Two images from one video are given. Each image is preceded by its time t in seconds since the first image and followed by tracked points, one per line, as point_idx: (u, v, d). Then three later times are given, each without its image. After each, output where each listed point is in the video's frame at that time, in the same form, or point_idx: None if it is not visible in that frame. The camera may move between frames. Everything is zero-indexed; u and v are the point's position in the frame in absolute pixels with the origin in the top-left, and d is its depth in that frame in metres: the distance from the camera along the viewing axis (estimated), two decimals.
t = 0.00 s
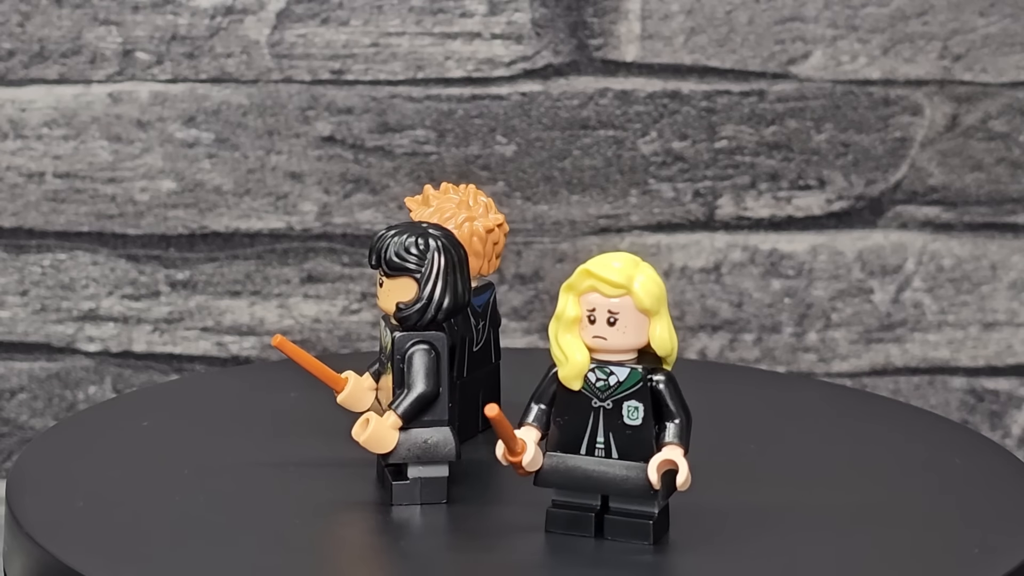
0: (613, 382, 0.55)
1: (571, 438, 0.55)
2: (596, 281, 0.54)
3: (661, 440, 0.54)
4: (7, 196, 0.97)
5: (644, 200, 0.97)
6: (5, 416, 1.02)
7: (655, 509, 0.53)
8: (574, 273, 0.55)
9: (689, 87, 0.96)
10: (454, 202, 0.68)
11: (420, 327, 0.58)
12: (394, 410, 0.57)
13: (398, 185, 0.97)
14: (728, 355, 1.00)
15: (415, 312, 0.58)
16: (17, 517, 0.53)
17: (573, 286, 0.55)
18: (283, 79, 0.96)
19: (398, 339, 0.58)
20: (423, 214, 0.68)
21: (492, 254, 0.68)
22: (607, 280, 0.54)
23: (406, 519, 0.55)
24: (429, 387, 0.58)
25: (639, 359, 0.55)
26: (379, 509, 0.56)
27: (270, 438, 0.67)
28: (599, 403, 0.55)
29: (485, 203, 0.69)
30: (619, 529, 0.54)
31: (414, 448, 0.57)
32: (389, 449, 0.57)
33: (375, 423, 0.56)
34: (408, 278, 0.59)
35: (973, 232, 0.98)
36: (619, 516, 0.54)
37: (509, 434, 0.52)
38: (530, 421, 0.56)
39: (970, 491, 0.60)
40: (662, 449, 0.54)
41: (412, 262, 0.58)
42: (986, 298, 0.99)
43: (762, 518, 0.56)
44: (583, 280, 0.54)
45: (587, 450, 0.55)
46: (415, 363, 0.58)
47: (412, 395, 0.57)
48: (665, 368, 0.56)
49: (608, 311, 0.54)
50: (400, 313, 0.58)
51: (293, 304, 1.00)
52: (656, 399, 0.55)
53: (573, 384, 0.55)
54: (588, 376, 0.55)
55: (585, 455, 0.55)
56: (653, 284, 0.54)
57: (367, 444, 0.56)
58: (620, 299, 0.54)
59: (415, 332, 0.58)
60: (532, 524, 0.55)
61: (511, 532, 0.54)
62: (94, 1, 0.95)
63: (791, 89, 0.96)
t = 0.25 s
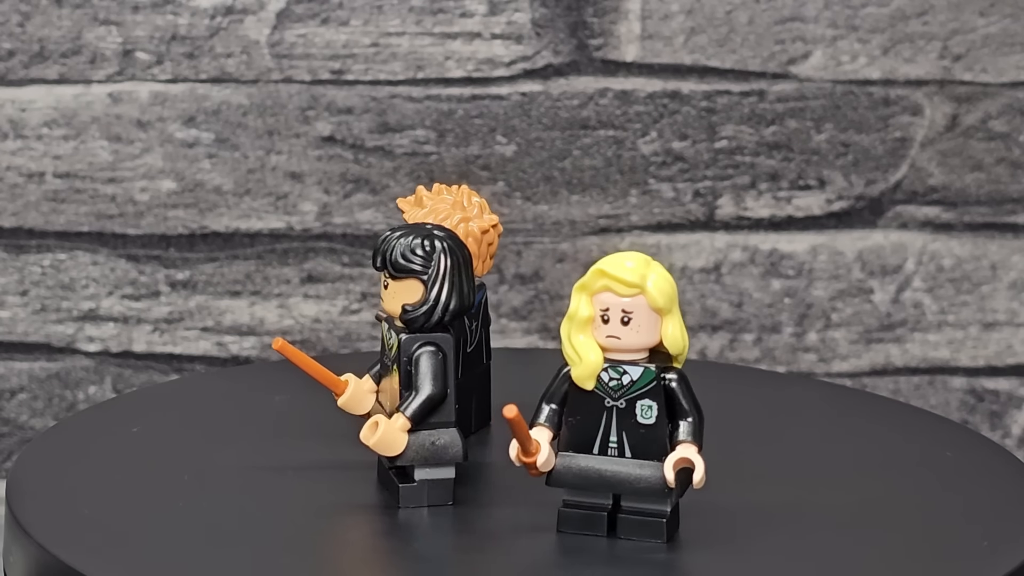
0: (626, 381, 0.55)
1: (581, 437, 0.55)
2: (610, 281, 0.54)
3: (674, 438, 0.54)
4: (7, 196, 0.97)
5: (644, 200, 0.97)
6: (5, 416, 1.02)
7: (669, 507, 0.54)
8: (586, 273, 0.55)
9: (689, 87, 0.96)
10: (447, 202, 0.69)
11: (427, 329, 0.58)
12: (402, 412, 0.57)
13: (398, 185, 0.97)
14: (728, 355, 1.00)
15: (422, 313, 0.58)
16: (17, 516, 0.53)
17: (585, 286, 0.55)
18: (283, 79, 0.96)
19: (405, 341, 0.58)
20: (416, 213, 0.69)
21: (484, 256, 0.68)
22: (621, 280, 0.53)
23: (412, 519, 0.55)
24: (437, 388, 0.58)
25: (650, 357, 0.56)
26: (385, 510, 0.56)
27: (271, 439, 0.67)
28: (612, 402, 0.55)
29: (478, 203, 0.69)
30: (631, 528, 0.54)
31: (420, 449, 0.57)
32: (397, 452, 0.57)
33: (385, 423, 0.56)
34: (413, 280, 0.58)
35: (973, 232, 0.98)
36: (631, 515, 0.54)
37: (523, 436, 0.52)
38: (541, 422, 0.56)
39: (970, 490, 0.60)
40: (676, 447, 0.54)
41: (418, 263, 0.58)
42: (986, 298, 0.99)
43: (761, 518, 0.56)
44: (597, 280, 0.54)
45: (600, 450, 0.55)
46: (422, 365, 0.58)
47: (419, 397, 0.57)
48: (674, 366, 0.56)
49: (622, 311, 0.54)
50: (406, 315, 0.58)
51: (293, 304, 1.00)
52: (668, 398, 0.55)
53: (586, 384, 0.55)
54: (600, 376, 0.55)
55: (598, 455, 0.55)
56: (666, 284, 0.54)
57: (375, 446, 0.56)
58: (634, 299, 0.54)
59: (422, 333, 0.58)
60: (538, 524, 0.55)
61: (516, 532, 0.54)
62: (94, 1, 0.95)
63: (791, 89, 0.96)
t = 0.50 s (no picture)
0: (637, 380, 0.55)
1: (591, 437, 0.55)
2: (621, 280, 0.54)
3: (685, 436, 0.55)
4: (7, 196, 0.97)
5: (644, 200, 0.97)
6: (5, 416, 1.02)
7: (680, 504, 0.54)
8: (597, 273, 0.55)
9: (689, 87, 0.96)
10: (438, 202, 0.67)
11: (432, 330, 0.58)
12: (411, 414, 0.56)
13: (398, 185, 0.97)
14: (728, 355, 1.00)
15: (427, 314, 0.58)
16: (17, 515, 0.53)
17: (596, 286, 0.55)
18: (283, 79, 0.96)
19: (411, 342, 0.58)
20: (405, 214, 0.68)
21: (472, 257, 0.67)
22: (632, 279, 0.54)
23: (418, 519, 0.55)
24: (443, 389, 0.57)
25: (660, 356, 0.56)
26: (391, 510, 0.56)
27: (272, 439, 0.67)
28: (623, 401, 0.55)
29: (472, 204, 0.68)
30: (641, 526, 0.54)
31: (427, 450, 0.57)
32: (408, 454, 0.56)
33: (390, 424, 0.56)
34: (419, 281, 0.58)
35: (973, 232, 0.98)
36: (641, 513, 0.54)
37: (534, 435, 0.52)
38: (552, 422, 0.55)
39: (971, 491, 0.60)
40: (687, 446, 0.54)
41: (423, 265, 0.58)
42: (986, 298, 0.99)
43: (758, 519, 0.56)
44: (608, 280, 0.55)
45: (611, 448, 0.55)
46: (428, 367, 0.57)
47: (426, 398, 0.57)
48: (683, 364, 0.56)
49: (633, 310, 0.54)
50: (411, 316, 0.58)
51: (292, 304, 1.00)
52: (679, 396, 0.55)
53: (598, 384, 0.55)
54: (611, 375, 0.55)
55: (608, 453, 0.55)
56: (677, 283, 0.55)
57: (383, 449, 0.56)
58: (644, 297, 0.54)
59: (426, 335, 0.58)
60: (544, 524, 0.55)
61: (521, 532, 0.54)
62: (94, 1, 0.95)
63: (790, 89, 0.96)
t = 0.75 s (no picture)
0: (650, 379, 0.56)
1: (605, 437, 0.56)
2: (634, 279, 0.55)
3: (698, 433, 0.55)
4: (7, 196, 0.97)
5: (644, 200, 0.97)
6: (5, 416, 1.02)
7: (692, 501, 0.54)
8: (608, 272, 0.56)
9: (689, 87, 0.96)
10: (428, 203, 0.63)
11: (440, 332, 0.58)
12: (420, 418, 0.56)
13: (398, 185, 0.97)
14: (728, 354, 1.00)
15: (435, 316, 0.58)
16: (18, 515, 0.53)
17: (609, 286, 0.55)
18: (283, 79, 0.96)
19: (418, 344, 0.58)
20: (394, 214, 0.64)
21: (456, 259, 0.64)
22: (646, 278, 0.54)
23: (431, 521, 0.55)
24: (451, 391, 0.57)
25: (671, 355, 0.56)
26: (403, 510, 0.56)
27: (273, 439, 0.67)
28: (636, 400, 0.55)
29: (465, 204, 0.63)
30: (656, 523, 0.54)
31: (438, 452, 0.57)
32: (420, 456, 0.56)
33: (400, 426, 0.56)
34: (427, 282, 0.58)
35: (973, 232, 0.98)
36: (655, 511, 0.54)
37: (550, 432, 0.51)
38: (564, 421, 0.55)
39: (973, 491, 0.60)
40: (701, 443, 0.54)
41: (431, 266, 0.57)
42: (985, 298, 0.99)
43: (760, 518, 0.56)
44: (621, 279, 0.55)
45: (624, 447, 0.56)
46: (437, 369, 0.58)
47: (435, 400, 0.57)
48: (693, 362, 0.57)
49: (646, 308, 0.55)
50: (419, 318, 0.58)
51: (293, 304, 1.00)
52: (692, 394, 0.55)
53: (612, 384, 0.55)
54: (625, 374, 0.55)
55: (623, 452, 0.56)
56: (689, 281, 0.55)
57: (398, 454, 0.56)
58: (657, 296, 0.55)
59: (434, 337, 0.58)
60: (556, 523, 0.55)
61: (533, 531, 0.54)
62: (94, 1, 0.95)
63: (790, 89, 0.96)
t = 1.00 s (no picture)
0: (661, 376, 0.56)
1: (614, 435, 0.56)
2: (645, 278, 0.55)
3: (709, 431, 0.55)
4: (9, 196, 0.98)
5: (644, 200, 0.98)
6: (7, 415, 1.03)
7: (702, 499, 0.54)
8: (618, 271, 0.56)
9: (689, 87, 0.96)
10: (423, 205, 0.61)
11: (447, 332, 0.58)
12: (430, 417, 0.55)
13: (399, 185, 0.97)
14: (728, 354, 1.00)
15: (444, 316, 0.57)
16: (20, 513, 0.54)
17: (619, 285, 0.55)
18: (284, 79, 0.97)
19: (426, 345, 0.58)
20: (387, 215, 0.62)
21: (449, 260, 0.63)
22: (657, 277, 0.54)
23: (440, 519, 0.55)
24: (461, 391, 0.57)
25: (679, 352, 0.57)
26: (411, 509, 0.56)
27: (274, 438, 0.67)
28: (646, 398, 0.56)
29: (462, 205, 0.61)
30: (666, 521, 0.54)
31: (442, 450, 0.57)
32: (430, 457, 0.55)
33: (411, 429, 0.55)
34: (434, 283, 0.58)
35: (971, 231, 0.98)
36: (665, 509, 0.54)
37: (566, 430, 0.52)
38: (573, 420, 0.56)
39: (974, 489, 0.60)
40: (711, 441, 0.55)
41: (437, 267, 0.57)
42: (984, 297, 0.99)
43: (761, 516, 0.56)
44: (631, 278, 0.55)
45: (635, 445, 0.56)
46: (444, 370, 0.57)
47: (445, 401, 0.56)
48: (701, 359, 0.57)
49: (658, 307, 0.55)
50: (426, 319, 0.58)
51: (293, 303, 1.00)
52: (702, 392, 0.56)
53: (624, 382, 0.55)
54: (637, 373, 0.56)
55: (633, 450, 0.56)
56: (697, 279, 0.56)
57: (409, 456, 0.55)
58: (668, 294, 0.55)
59: (441, 338, 0.58)
60: (565, 520, 0.55)
61: (542, 529, 0.53)
62: (96, 2, 0.95)
63: (790, 89, 0.96)
